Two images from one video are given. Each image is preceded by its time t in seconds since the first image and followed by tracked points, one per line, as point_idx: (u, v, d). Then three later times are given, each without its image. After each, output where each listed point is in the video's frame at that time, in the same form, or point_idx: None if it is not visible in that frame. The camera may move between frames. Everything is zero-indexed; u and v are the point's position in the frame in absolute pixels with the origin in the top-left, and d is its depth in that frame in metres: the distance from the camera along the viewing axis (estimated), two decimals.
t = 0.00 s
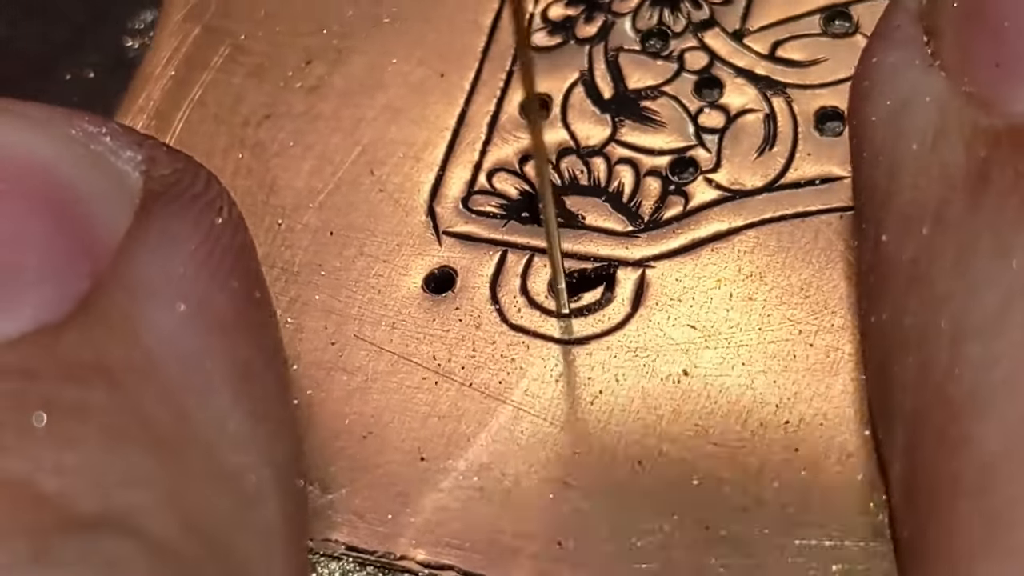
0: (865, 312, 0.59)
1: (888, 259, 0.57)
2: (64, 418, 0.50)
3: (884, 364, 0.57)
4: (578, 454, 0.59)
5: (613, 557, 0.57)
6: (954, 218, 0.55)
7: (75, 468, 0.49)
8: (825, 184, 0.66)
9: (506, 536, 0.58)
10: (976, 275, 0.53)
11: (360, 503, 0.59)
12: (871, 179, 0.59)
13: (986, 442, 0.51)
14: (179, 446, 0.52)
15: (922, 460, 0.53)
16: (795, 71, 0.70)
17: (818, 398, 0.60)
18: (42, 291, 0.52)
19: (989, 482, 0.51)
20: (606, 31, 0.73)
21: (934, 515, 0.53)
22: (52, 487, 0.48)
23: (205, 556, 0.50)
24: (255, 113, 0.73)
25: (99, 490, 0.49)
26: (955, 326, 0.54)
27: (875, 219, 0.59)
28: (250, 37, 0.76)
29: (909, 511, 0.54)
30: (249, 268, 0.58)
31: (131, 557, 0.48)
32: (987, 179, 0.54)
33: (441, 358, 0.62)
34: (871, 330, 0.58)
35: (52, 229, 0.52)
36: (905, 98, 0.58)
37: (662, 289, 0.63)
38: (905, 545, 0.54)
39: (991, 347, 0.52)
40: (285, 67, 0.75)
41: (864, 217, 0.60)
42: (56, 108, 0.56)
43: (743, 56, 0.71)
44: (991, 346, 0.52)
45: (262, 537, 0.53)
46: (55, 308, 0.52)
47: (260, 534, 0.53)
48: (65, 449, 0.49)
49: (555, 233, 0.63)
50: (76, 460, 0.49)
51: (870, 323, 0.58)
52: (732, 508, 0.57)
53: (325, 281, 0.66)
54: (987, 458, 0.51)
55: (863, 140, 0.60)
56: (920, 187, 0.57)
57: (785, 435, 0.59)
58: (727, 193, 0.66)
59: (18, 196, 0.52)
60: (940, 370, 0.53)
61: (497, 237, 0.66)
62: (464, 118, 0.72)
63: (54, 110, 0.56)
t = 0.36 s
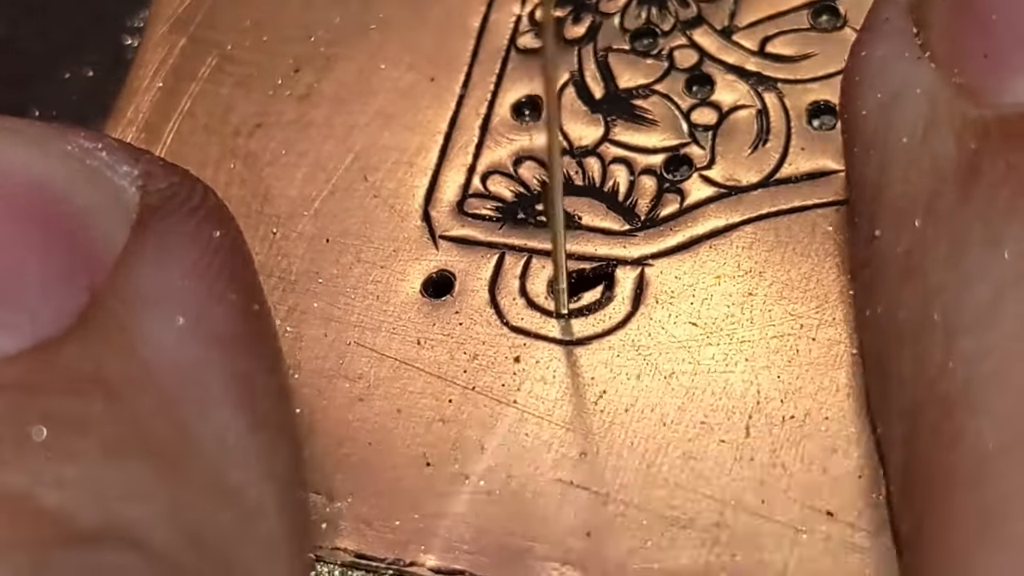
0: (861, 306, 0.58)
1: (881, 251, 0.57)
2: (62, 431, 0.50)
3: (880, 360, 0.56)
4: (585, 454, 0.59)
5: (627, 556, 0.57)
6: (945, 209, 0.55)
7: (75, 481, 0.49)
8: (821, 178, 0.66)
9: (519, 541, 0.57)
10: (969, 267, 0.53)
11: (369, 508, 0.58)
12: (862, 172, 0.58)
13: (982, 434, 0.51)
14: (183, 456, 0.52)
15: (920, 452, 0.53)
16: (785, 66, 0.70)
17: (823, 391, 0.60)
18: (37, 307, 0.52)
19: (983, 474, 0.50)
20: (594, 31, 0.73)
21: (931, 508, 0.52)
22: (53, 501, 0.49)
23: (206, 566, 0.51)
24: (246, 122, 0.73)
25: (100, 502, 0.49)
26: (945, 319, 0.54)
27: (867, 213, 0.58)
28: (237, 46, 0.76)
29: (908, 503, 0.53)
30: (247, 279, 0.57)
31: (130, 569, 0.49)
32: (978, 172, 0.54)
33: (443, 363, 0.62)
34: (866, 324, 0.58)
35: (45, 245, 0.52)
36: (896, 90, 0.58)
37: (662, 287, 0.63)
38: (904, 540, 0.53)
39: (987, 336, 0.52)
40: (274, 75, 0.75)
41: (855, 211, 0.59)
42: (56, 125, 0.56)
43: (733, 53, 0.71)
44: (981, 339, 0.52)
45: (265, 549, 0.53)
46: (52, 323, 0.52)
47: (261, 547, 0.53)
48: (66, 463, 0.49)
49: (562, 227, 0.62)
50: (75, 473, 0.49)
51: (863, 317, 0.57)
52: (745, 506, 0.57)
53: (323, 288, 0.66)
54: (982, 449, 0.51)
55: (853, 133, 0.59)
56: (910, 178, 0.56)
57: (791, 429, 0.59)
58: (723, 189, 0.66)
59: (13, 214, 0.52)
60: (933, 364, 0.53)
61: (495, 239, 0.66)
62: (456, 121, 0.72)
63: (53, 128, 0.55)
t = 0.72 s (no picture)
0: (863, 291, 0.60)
1: (880, 236, 0.59)
2: (70, 456, 0.49)
3: (885, 343, 0.58)
4: (594, 453, 0.59)
5: (644, 552, 0.57)
6: (944, 189, 0.56)
7: (87, 503, 0.48)
8: (807, 167, 0.67)
9: (535, 543, 0.57)
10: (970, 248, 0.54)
11: (382, 518, 0.59)
12: (859, 158, 0.61)
13: (996, 406, 0.51)
14: (194, 478, 0.51)
15: (929, 431, 0.54)
16: (764, 59, 0.71)
17: (826, 378, 0.60)
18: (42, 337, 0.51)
19: (998, 451, 0.51)
20: (571, 32, 0.73)
21: (948, 488, 0.53)
22: (64, 523, 0.47)
23: None
24: (229, 139, 0.73)
25: (113, 524, 0.48)
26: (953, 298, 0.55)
27: (866, 198, 0.60)
28: (215, 64, 0.76)
29: (917, 481, 0.55)
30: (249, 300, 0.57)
31: None
32: (976, 152, 0.55)
33: (445, 370, 0.62)
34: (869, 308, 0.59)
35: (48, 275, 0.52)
36: (888, 74, 0.60)
37: (658, 283, 0.63)
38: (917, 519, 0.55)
39: (993, 315, 0.53)
40: (254, 90, 0.75)
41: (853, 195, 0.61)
42: (52, 157, 0.56)
43: (712, 47, 0.72)
44: (988, 317, 0.53)
45: (279, 567, 0.53)
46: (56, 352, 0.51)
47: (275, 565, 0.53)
48: (78, 484, 0.48)
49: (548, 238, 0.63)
50: (88, 495, 0.48)
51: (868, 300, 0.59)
52: (758, 496, 0.58)
53: (319, 301, 0.66)
54: (998, 424, 0.51)
55: (849, 120, 0.61)
56: (909, 164, 0.58)
57: (796, 418, 0.59)
58: (711, 183, 0.67)
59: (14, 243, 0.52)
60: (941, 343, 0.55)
61: (488, 244, 0.67)
62: (440, 128, 0.72)
63: (50, 159, 0.55)
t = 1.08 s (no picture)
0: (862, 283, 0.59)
1: (875, 232, 0.58)
2: (84, 481, 0.49)
3: (886, 334, 0.57)
4: (603, 454, 0.59)
5: (660, 551, 0.57)
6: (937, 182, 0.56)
7: (106, 526, 0.49)
8: (803, 159, 0.67)
9: (549, 546, 0.58)
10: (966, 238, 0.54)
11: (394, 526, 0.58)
12: (848, 155, 0.60)
13: (998, 397, 0.51)
14: (208, 495, 0.52)
15: (933, 424, 0.54)
16: (753, 54, 0.71)
17: (832, 369, 0.60)
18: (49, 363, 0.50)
19: (1000, 440, 0.50)
20: (558, 33, 0.73)
21: (952, 479, 0.52)
22: (82, 546, 0.48)
23: None
24: (220, 152, 0.73)
25: (132, 547, 0.49)
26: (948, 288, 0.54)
27: (858, 194, 0.59)
28: (201, 77, 0.75)
29: (925, 472, 0.55)
30: (247, 316, 0.56)
31: None
32: (965, 143, 0.55)
33: (449, 374, 0.62)
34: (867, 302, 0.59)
35: (48, 300, 0.50)
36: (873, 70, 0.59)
37: (659, 280, 0.63)
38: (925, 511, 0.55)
39: (994, 300, 0.52)
40: (242, 103, 0.74)
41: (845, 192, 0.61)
42: (43, 179, 0.54)
43: (700, 44, 0.72)
44: (987, 305, 0.52)
45: None
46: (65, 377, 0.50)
47: None
48: (93, 508, 0.49)
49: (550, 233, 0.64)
50: (105, 518, 0.49)
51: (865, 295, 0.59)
52: (772, 492, 0.58)
53: (320, 311, 0.66)
54: (998, 414, 0.51)
55: (838, 117, 0.60)
56: (897, 159, 0.58)
57: (806, 410, 0.59)
58: (707, 179, 0.67)
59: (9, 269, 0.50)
60: (939, 333, 0.54)
61: (486, 247, 0.67)
62: (431, 134, 0.72)
63: (45, 180, 0.54)
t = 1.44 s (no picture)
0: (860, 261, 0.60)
1: (864, 208, 0.60)
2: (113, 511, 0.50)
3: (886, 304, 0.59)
4: (623, 456, 0.60)
5: (691, 549, 0.58)
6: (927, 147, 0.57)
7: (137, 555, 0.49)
8: (782, 148, 0.68)
9: (578, 554, 0.58)
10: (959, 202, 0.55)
11: (421, 547, 0.59)
12: (834, 133, 0.62)
13: (1001, 353, 0.52)
14: (239, 525, 0.51)
15: (938, 384, 0.55)
16: (718, 48, 0.71)
17: (836, 352, 0.62)
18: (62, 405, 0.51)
19: (1010, 398, 0.52)
20: (521, 46, 0.74)
21: (964, 440, 0.53)
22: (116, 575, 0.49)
23: None
24: (195, 190, 0.73)
25: None
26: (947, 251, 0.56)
27: (845, 170, 0.61)
28: (165, 117, 0.75)
29: (938, 442, 0.55)
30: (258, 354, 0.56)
31: None
32: (954, 109, 0.57)
33: (457, 392, 0.63)
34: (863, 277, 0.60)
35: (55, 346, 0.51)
36: (851, 46, 0.62)
37: (654, 280, 0.64)
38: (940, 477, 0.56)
39: (991, 263, 0.54)
40: (211, 142, 0.74)
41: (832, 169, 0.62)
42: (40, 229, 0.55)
43: (665, 43, 0.72)
44: (983, 268, 0.54)
45: None
46: (79, 416, 0.51)
47: None
48: (127, 539, 0.49)
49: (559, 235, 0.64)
50: (134, 550, 0.49)
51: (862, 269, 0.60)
52: (792, 480, 0.59)
53: (318, 340, 0.66)
54: (1004, 373, 0.52)
55: (819, 96, 0.63)
56: (883, 129, 0.59)
57: (817, 396, 0.61)
58: (689, 175, 0.67)
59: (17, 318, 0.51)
60: (940, 297, 0.55)
61: (477, 262, 0.67)
62: (407, 154, 0.72)
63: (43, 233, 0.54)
